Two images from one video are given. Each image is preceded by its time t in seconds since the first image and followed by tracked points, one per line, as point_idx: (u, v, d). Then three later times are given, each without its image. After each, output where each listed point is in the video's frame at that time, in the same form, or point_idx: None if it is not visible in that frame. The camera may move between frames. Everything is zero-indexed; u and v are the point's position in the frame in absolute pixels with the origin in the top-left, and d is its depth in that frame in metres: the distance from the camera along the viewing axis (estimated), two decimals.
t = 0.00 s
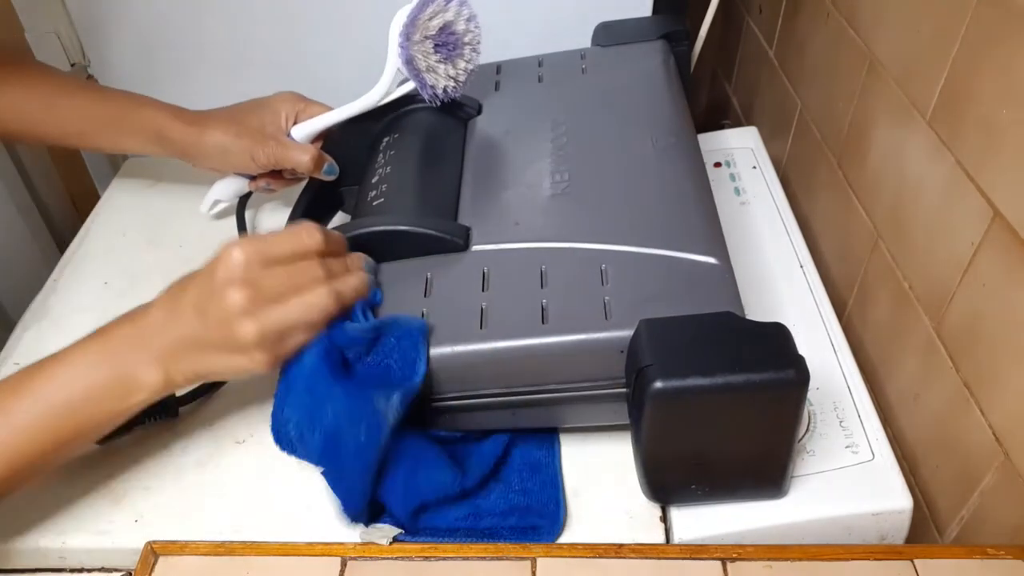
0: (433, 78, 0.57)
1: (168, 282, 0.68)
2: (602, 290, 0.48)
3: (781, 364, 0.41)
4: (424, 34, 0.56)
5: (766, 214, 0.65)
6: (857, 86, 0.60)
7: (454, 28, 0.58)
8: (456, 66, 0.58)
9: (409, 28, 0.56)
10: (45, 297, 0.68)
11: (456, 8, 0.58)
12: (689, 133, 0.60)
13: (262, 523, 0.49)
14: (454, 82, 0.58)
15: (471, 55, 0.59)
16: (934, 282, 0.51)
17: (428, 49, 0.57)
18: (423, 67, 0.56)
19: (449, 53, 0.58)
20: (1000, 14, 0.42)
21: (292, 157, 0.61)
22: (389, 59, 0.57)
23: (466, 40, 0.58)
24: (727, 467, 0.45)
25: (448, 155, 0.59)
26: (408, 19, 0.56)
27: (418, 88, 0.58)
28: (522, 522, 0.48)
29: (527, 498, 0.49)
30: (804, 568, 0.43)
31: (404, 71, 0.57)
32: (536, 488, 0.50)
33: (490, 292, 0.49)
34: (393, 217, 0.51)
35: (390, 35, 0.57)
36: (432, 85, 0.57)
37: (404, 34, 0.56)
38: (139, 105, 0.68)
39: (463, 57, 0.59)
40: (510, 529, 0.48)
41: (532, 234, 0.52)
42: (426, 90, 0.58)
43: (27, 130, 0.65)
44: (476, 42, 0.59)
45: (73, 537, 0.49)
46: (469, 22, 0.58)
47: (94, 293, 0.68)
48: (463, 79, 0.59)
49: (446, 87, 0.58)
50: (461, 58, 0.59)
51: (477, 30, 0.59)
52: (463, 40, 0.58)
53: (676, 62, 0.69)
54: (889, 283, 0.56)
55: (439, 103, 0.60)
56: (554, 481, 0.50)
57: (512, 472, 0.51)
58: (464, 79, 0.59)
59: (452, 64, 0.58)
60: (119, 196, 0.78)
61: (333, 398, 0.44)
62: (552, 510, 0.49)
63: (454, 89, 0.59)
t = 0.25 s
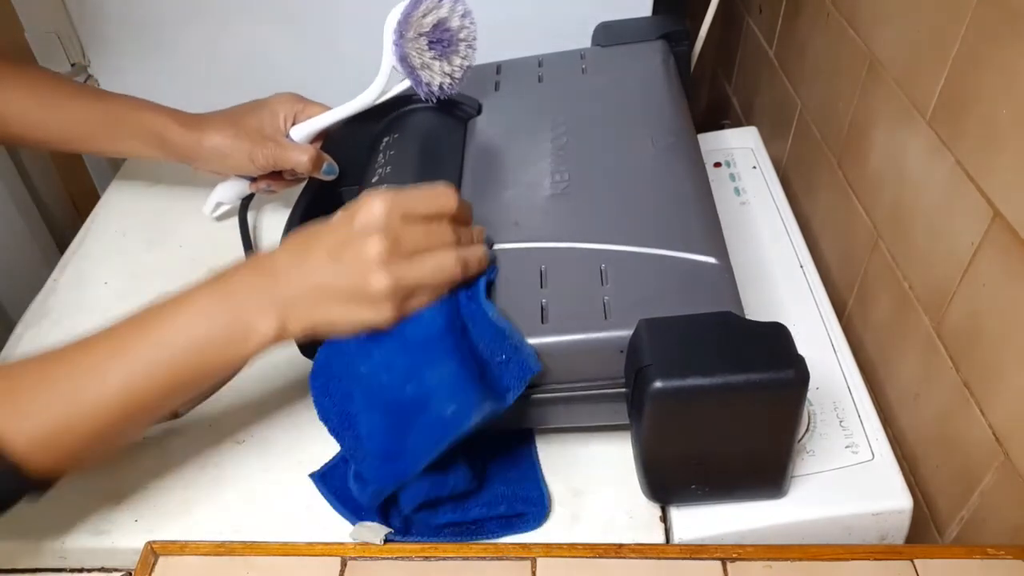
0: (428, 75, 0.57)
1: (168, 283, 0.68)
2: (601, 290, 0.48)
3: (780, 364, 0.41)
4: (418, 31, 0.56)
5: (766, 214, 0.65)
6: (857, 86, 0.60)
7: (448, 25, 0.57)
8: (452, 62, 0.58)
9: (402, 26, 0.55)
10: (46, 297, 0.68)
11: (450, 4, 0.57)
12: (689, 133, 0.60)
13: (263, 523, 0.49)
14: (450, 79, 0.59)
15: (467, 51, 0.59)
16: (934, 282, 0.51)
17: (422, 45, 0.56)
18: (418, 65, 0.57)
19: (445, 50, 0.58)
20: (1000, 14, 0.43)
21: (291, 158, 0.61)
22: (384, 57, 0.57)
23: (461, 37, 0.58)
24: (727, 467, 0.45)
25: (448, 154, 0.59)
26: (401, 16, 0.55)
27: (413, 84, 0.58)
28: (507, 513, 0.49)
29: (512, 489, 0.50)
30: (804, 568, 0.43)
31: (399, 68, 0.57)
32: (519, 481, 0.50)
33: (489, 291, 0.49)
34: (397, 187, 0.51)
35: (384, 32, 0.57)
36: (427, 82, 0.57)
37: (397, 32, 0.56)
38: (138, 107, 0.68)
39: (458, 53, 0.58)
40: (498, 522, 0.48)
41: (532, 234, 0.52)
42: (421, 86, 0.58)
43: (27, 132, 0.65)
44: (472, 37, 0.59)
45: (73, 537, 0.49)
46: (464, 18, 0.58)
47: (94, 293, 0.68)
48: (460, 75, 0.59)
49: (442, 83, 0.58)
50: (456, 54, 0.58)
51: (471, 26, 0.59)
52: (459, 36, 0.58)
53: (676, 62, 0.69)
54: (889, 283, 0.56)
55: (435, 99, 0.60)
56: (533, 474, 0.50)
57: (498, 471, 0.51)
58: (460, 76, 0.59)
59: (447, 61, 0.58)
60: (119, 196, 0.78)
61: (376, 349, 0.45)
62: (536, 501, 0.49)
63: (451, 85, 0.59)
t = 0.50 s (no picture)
0: (426, 74, 0.57)
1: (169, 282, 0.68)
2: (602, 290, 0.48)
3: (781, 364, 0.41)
4: (417, 30, 0.56)
5: (766, 214, 0.65)
6: (857, 86, 0.60)
7: (448, 24, 0.57)
8: (450, 62, 0.58)
9: (401, 24, 0.56)
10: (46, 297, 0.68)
11: (450, 5, 0.58)
12: (689, 133, 0.60)
13: (263, 522, 0.49)
14: (449, 79, 0.58)
15: (466, 52, 0.59)
16: (934, 282, 0.51)
17: (421, 45, 0.56)
18: (416, 63, 0.56)
19: (443, 50, 0.58)
20: (1000, 14, 0.43)
21: (291, 157, 0.62)
22: (383, 57, 0.57)
23: (460, 37, 0.58)
24: (728, 467, 0.45)
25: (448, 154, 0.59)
26: (400, 15, 0.55)
27: (412, 84, 0.58)
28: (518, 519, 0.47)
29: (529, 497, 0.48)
30: (803, 568, 0.43)
31: (398, 68, 0.57)
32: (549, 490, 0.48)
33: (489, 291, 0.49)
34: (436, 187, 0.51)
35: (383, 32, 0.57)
36: (425, 81, 0.57)
37: (395, 31, 0.56)
38: (138, 107, 0.68)
39: (457, 53, 0.58)
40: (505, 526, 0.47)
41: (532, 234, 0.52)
42: (420, 86, 0.58)
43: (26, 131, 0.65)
44: (470, 38, 0.59)
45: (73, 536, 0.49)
46: (463, 18, 0.58)
47: (94, 293, 0.68)
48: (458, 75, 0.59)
49: (440, 83, 0.58)
50: (455, 54, 0.58)
51: (471, 26, 0.59)
52: (457, 36, 0.58)
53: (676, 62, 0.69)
54: (889, 283, 0.56)
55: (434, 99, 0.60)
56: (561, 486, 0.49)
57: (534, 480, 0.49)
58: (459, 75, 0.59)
59: (446, 61, 0.58)
60: (119, 195, 0.78)
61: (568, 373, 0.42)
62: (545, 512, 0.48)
63: (449, 86, 0.59)
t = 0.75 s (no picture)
0: (424, 74, 0.57)
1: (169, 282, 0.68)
2: (601, 290, 0.48)
3: (780, 364, 0.41)
4: (414, 30, 0.56)
5: (766, 214, 0.65)
6: (856, 86, 0.60)
7: (444, 23, 0.58)
8: (448, 61, 0.58)
9: (398, 24, 0.55)
10: (45, 297, 0.68)
11: (446, 4, 0.58)
12: (689, 133, 0.60)
13: (262, 522, 0.49)
14: (447, 78, 0.58)
15: (463, 50, 0.59)
16: (934, 282, 0.51)
17: (418, 45, 0.56)
18: (414, 63, 0.56)
19: (440, 49, 0.58)
20: (1000, 14, 0.43)
21: (290, 157, 0.61)
22: (381, 57, 0.57)
23: (458, 36, 0.58)
24: (728, 467, 0.45)
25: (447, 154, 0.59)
26: (397, 14, 0.55)
27: (410, 84, 0.58)
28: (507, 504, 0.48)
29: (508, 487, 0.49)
30: (804, 568, 0.43)
31: (396, 68, 0.57)
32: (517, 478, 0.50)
33: (489, 291, 0.49)
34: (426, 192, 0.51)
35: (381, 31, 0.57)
36: (423, 81, 0.57)
37: (393, 31, 0.55)
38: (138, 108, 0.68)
39: (455, 52, 0.59)
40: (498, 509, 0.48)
41: (532, 234, 0.52)
42: (418, 86, 0.58)
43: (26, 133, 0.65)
44: (468, 37, 0.59)
45: (73, 536, 0.49)
46: (460, 17, 0.58)
47: (94, 293, 0.68)
48: (457, 74, 0.59)
49: (439, 82, 0.58)
50: (453, 53, 0.59)
51: (469, 25, 0.59)
52: (454, 35, 0.58)
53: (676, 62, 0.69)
54: (889, 283, 0.56)
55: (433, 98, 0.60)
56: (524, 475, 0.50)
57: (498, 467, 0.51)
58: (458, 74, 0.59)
59: (444, 59, 0.58)
60: (119, 195, 0.78)
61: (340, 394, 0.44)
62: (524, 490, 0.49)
63: (448, 85, 0.59)
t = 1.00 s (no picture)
0: (425, 76, 0.57)
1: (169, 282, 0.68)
2: (601, 290, 0.48)
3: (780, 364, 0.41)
4: (416, 32, 0.56)
5: (766, 214, 0.65)
6: (856, 86, 0.60)
7: (446, 26, 0.57)
8: (449, 63, 0.58)
9: (400, 26, 0.56)
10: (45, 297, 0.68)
11: (449, 5, 0.58)
12: (689, 133, 0.60)
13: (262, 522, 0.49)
14: (448, 80, 0.59)
15: (466, 53, 0.59)
16: (934, 282, 0.51)
17: (419, 46, 0.57)
18: (415, 65, 0.57)
19: (442, 51, 0.58)
20: (1000, 14, 0.43)
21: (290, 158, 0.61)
22: (382, 58, 0.58)
23: (459, 38, 0.58)
24: (727, 467, 0.45)
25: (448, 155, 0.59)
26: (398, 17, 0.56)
27: (410, 86, 0.58)
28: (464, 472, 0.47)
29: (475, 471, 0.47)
30: (804, 568, 0.43)
31: (397, 69, 0.58)
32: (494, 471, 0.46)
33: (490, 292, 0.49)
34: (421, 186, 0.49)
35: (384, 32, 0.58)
36: (423, 83, 0.58)
37: (395, 33, 0.56)
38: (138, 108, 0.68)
39: (456, 54, 0.58)
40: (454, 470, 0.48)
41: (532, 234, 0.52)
42: (418, 87, 0.58)
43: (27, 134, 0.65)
44: (470, 39, 0.59)
45: (73, 536, 0.49)
46: (462, 19, 0.58)
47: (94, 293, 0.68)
48: (458, 77, 0.59)
49: (439, 84, 0.58)
50: (454, 55, 0.58)
51: (470, 27, 0.59)
52: (456, 37, 0.58)
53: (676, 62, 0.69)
54: (889, 283, 0.56)
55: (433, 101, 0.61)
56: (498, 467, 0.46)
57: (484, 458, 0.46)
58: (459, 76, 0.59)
59: (445, 62, 0.58)
60: (119, 196, 0.78)
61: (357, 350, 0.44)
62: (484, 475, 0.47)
63: (449, 86, 0.59)
